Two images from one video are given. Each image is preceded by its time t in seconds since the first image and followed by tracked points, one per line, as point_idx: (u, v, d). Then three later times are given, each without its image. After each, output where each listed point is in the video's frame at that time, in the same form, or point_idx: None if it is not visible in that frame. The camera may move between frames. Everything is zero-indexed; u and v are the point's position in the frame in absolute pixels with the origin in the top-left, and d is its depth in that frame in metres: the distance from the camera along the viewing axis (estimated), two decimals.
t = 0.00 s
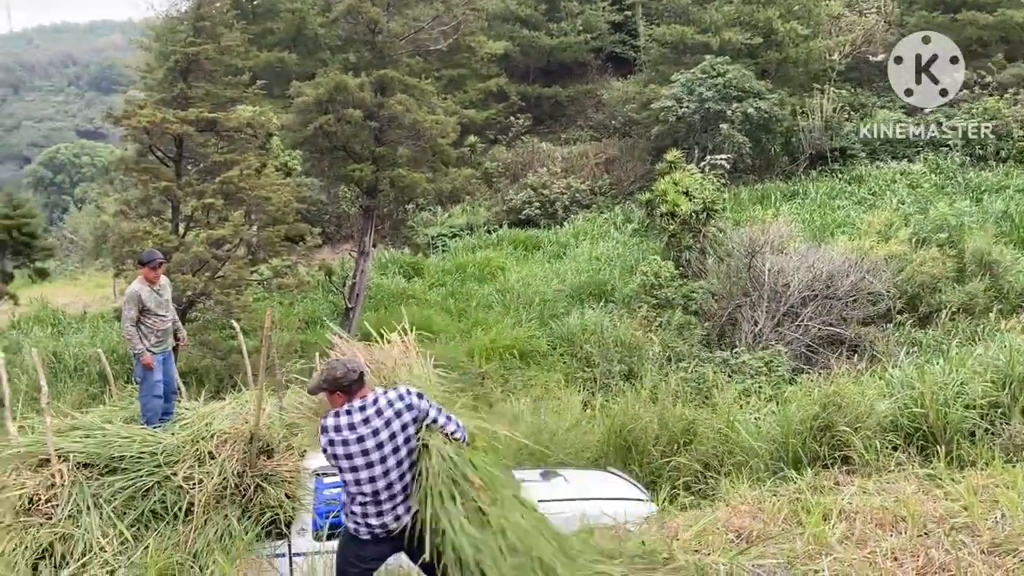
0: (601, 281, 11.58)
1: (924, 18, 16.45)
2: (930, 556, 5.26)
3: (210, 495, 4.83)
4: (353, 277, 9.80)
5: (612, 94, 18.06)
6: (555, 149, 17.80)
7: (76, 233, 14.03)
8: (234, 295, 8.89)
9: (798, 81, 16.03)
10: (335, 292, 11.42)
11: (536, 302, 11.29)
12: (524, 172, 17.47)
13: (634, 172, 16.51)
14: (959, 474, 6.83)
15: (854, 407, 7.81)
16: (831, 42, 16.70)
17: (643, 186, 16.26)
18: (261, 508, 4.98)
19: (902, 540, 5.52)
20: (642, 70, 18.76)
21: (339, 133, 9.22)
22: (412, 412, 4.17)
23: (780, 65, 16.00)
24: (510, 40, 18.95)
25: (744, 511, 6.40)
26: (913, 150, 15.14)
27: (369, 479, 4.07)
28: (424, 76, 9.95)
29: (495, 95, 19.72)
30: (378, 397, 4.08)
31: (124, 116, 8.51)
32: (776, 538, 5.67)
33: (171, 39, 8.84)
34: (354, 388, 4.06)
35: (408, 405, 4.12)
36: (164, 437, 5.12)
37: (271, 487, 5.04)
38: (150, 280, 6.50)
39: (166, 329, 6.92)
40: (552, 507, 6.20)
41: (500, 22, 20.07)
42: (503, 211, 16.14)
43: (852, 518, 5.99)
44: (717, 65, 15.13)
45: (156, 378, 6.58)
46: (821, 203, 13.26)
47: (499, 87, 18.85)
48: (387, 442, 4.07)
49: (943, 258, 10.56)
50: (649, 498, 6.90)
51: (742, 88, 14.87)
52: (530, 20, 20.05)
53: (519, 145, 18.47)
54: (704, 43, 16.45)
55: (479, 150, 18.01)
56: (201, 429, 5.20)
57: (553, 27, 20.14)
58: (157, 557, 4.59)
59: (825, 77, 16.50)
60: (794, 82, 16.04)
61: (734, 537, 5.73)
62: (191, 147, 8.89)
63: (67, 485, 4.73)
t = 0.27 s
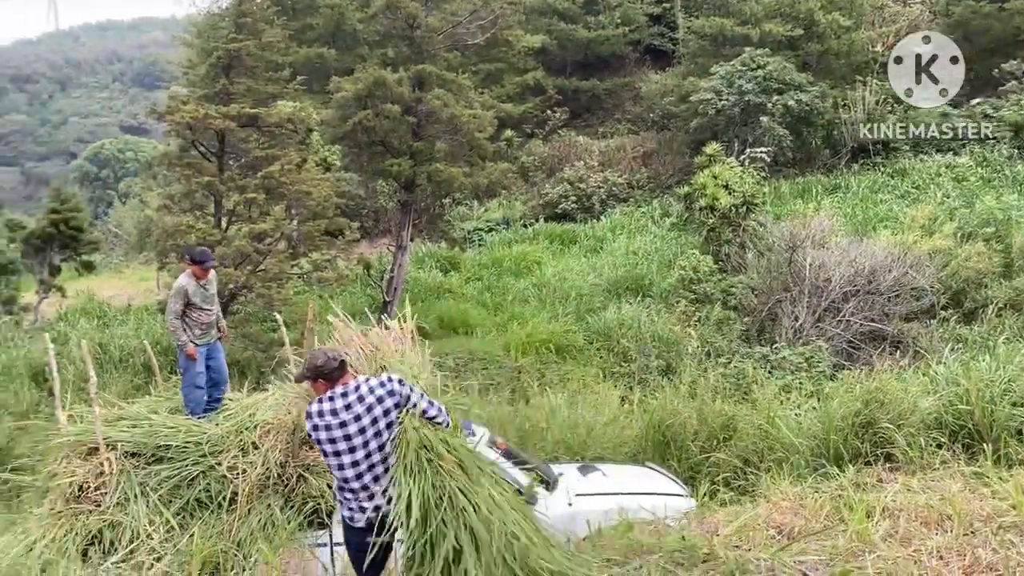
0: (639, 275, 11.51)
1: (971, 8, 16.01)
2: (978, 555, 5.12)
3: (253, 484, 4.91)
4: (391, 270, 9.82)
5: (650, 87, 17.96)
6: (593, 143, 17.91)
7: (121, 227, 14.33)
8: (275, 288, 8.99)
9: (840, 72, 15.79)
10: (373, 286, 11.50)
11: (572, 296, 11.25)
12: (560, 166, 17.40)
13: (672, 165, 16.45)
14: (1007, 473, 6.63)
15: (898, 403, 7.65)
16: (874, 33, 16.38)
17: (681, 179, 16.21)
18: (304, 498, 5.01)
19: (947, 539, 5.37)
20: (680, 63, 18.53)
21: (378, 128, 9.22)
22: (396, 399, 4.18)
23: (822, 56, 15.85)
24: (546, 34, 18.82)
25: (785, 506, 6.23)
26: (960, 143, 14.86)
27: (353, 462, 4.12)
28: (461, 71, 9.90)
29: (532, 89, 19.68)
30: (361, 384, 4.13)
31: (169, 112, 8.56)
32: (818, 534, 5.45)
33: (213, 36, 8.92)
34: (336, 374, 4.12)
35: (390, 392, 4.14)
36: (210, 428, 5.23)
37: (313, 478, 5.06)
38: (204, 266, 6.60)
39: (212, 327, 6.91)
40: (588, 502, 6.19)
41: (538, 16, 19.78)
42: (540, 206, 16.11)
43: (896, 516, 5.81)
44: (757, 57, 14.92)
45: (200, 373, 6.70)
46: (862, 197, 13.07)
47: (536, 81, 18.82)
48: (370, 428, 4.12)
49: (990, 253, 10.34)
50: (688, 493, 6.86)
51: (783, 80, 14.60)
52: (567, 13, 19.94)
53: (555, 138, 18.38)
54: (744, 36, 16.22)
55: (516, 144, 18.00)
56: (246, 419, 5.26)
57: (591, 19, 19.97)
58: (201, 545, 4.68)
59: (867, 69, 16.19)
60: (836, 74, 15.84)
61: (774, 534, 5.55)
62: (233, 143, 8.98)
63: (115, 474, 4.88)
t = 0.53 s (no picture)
0: (669, 274, 11.44)
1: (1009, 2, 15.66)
2: (1015, 558, 4.94)
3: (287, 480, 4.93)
4: (420, 268, 9.80)
5: (680, 84, 17.79)
6: (622, 139, 17.43)
7: (155, 225, 14.55)
8: (306, 285, 9.06)
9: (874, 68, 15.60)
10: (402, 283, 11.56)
11: (601, 294, 11.22)
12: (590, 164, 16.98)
13: (703, 163, 16.23)
14: None
15: (932, 404, 7.51)
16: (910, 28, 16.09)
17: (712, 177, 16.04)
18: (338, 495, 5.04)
19: (984, 540, 5.20)
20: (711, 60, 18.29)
21: (407, 126, 9.21)
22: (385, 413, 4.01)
23: (855, 52, 15.66)
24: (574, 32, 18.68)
25: (815, 507, 6.02)
26: (997, 139, 14.85)
27: (338, 474, 3.91)
28: (490, 69, 9.85)
29: (561, 87, 19.61)
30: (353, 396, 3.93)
31: (202, 110, 8.67)
32: (851, 536, 5.25)
33: (246, 35, 8.96)
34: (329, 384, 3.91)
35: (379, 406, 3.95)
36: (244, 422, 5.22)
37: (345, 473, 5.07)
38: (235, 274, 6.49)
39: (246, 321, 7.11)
40: (617, 503, 6.20)
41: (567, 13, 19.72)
42: (568, 203, 15.98)
43: (932, 518, 5.62)
44: (789, 54, 14.66)
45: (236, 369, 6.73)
46: (896, 195, 12.90)
47: (565, 79, 18.73)
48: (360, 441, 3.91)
49: None
50: (719, 493, 6.78)
51: (815, 77, 14.44)
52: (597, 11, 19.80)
53: (585, 135, 18.21)
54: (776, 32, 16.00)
55: (545, 142, 17.97)
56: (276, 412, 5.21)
57: (621, 16, 19.82)
58: (236, 540, 4.75)
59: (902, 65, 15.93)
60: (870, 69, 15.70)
61: (807, 535, 5.36)
62: (265, 142, 9.04)
63: (151, 467, 4.89)
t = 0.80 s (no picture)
0: (696, 275, 11.39)
1: None
2: None
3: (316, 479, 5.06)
4: (446, 268, 9.80)
5: (708, 85, 17.66)
6: (650, 140, 17.25)
7: (185, 226, 14.76)
8: (335, 286, 9.16)
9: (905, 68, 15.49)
10: (429, 283, 11.62)
11: (628, 295, 11.19)
12: (617, 164, 16.84)
13: (731, 163, 16.02)
14: None
15: (965, 408, 7.39)
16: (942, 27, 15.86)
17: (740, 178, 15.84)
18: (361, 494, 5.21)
19: (1021, 547, 5.06)
20: (740, 61, 18.14)
21: (435, 128, 9.23)
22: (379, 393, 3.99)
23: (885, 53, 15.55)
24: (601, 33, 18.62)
25: (846, 510, 5.90)
26: None
27: (324, 444, 3.82)
28: (518, 70, 9.85)
29: (588, 88, 19.57)
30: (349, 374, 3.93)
31: (232, 112, 8.75)
32: (882, 540, 5.12)
33: (276, 38, 9.04)
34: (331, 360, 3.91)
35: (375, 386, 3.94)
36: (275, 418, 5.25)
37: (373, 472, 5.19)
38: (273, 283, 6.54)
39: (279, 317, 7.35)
40: (644, 505, 6.17)
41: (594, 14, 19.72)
42: (595, 204, 15.82)
43: (965, 523, 5.51)
44: (819, 55, 14.58)
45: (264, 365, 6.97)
46: (928, 196, 12.75)
47: (592, 80, 18.70)
48: (352, 416, 3.87)
49: None
50: (748, 496, 6.70)
51: (846, 77, 14.38)
52: (625, 11, 19.73)
53: (612, 136, 18.13)
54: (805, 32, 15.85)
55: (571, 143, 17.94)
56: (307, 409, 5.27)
57: (648, 17, 19.74)
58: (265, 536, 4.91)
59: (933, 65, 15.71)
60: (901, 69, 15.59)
61: (837, 538, 5.24)
62: (294, 144, 9.12)
63: (183, 465, 4.96)
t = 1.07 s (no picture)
0: (723, 280, 11.30)
1: None
2: None
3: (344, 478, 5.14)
4: (471, 273, 9.82)
5: (734, 89, 17.54)
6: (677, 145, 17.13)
7: (213, 229, 14.93)
8: (361, 289, 9.21)
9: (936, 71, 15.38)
10: (454, 287, 11.64)
11: (653, 300, 11.13)
12: (643, 168, 16.80)
13: (758, 167, 15.83)
14: None
15: (997, 416, 7.19)
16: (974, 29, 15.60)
17: (767, 182, 15.66)
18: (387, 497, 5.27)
19: None
20: (766, 64, 18.00)
21: (460, 132, 9.24)
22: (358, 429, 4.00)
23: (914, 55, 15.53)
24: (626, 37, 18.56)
25: (875, 518, 5.72)
26: None
27: (301, 476, 3.96)
28: (543, 74, 9.82)
29: (613, 92, 19.51)
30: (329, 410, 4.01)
31: (261, 117, 8.83)
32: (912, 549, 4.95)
33: (303, 44, 9.11)
34: (312, 395, 4.04)
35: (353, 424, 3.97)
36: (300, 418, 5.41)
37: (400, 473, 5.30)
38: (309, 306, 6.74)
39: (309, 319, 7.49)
40: (670, 511, 6.11)
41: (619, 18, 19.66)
42: (621, 208, 15.73)
43: (997, 533, 5.33)
44: (848, 57, 14.35)
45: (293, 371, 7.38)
46: (959, 200, 12.55)
47: (617, 84, 18.64)
48: (325, 452, 3.93)
49: None
50: (775, 503, 6.58)
51: (875, 80, 14.18)
52: (651, 16, 19.64)
53: (637, 140, 18.05)
54: (833, 35, 15.66)
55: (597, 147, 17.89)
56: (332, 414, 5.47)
57: (675, 20, 19.64)
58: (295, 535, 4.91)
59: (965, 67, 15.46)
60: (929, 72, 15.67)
61: (866, 548, 5.08)
62: (322, 148, 9.17)
63: (212, 467, 5.13)
